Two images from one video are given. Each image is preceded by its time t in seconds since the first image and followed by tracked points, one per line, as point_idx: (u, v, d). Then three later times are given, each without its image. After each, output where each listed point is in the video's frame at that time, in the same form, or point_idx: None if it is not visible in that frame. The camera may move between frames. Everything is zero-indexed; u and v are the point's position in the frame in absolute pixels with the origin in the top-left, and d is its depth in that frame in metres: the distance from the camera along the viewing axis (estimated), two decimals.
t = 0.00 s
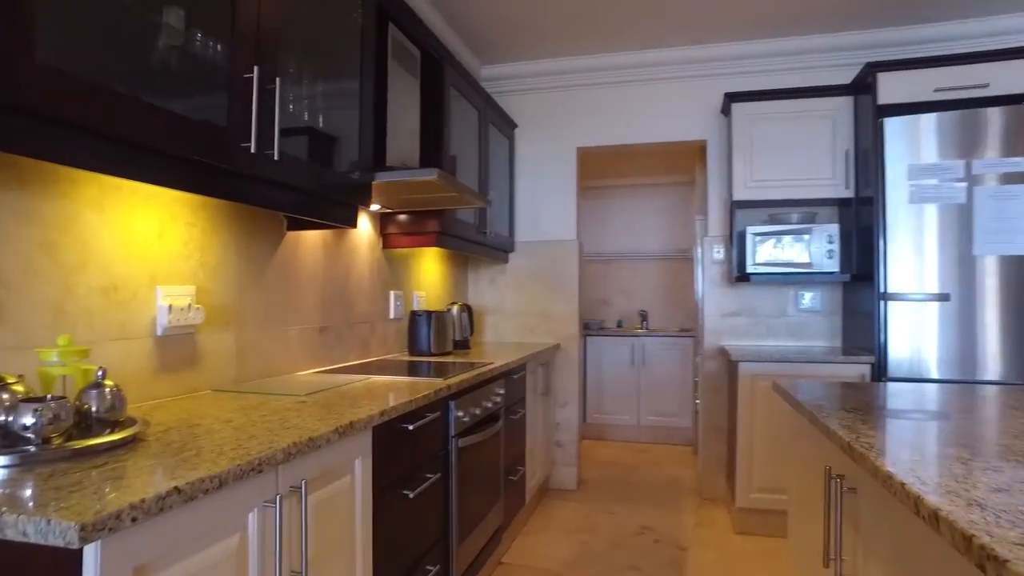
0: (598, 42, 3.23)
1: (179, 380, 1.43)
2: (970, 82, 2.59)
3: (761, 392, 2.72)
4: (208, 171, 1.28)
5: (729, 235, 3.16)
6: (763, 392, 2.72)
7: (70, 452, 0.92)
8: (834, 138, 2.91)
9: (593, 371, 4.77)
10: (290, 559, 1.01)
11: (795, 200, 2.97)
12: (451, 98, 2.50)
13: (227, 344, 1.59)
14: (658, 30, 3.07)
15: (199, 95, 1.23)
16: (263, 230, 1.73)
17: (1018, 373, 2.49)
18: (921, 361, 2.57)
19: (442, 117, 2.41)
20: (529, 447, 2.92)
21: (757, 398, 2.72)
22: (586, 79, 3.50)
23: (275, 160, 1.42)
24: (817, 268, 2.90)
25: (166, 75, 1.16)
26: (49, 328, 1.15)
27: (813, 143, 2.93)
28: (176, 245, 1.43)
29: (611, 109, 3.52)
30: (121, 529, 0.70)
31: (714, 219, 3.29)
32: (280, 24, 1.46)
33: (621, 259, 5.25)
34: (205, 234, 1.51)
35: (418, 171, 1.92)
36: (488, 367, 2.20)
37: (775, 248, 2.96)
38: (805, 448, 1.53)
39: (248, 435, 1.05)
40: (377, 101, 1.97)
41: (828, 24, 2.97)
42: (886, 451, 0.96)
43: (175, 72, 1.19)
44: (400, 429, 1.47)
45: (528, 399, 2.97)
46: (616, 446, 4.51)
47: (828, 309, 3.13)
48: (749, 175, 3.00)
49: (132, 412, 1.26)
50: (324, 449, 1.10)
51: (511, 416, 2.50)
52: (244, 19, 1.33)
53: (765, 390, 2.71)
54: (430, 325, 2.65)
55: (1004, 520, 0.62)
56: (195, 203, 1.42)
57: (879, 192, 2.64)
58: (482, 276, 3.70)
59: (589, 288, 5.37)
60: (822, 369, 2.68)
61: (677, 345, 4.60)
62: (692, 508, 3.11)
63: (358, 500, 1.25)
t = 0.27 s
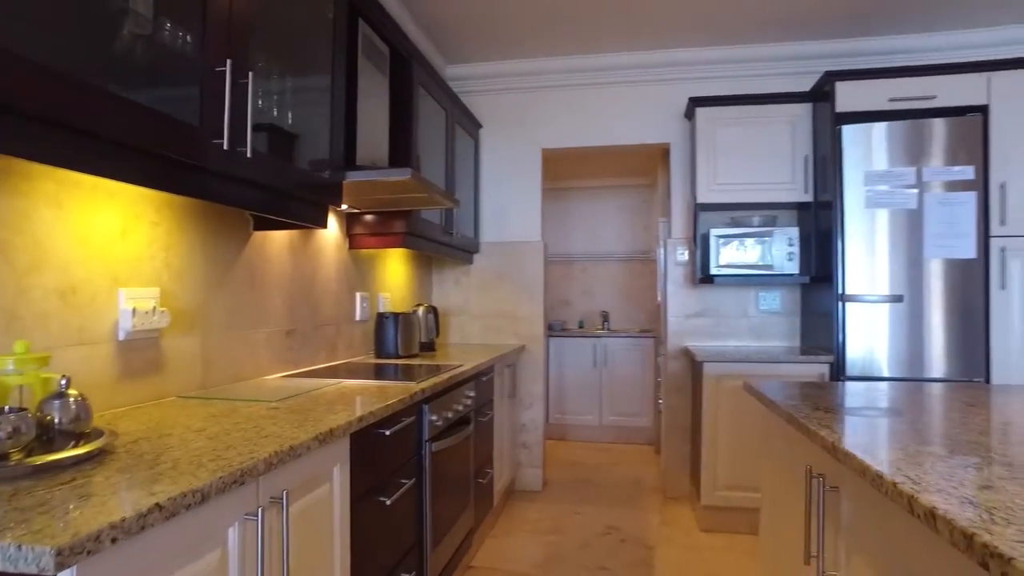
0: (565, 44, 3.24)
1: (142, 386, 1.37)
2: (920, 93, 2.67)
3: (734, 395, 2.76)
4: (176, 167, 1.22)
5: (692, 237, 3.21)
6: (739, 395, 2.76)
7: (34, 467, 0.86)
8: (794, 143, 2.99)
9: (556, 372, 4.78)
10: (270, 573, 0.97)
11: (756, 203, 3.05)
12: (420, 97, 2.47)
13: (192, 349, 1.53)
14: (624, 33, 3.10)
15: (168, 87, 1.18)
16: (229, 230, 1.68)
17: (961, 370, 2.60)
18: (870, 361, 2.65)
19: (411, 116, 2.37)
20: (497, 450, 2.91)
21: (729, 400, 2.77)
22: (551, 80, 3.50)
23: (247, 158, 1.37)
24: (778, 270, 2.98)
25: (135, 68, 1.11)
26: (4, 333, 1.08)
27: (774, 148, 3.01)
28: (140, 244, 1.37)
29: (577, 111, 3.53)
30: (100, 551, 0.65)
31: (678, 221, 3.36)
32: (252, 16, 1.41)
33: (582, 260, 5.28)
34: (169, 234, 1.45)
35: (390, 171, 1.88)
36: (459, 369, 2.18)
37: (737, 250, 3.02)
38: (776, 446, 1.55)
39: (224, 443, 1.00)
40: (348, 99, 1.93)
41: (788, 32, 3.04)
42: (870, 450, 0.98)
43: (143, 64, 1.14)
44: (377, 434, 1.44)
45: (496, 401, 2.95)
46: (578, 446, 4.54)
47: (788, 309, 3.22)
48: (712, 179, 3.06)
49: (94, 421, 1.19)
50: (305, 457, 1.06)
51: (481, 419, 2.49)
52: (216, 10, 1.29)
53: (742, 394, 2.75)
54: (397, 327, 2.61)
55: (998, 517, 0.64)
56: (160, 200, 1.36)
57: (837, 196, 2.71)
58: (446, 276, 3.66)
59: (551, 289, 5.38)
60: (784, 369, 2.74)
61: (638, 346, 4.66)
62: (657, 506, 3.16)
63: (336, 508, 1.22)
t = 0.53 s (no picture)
0: (532, 41, 3.22)
1: (96, 390, 1.29)
2: (879, 97, 2.72)
3: (705, 394, 2.79)
4: (135, 156, 1.15)
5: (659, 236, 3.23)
6: (711, 395, 2.79)
7: None
8: (759, 144, 3.04)
9: (522, 372, 4.77)
10: None
11: (721, 203, 3.09)
12: (387, 91, 2.41)
13: (150, 349, 1.45)
14: (592, 31, 3.09)
15: (128, 71, 1.11)
16: (190, 226, 1.61)
17: (916, 366, 2.66)
18: (830, 358, 2.70)
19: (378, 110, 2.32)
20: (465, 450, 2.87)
21: (700, 400, 2.79)
22: (518, 78, 3.47)
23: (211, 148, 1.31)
24: (743, 269, 3.02)
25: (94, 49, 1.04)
26: None
27: (739, 148, 3.05)
28: (94, 239, 1.29)
29: (544, 109, 3.51)
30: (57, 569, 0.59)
31: (644, 220, 3.39)
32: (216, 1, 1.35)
33: (548, 259, 5.28)
34: (126, 228, 1.38)
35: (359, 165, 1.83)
36: (429, 369, 2.14)
37: (703, 250, 3.05)
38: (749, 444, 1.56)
39: (189, 449, 0.94)
40: (315, 91, 1.87)
41: (752, 35, 3.09)
42: (851, 445, 0.98)
43: (102, 45, 1.07)
44: (347, 437, 1.39)
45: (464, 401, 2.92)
46: (545, 446, 4.53)
47: (752, 308, 3.28)
48: (679, 178, 3.08)
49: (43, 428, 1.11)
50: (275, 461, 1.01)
51: (450, 419, 2.45)
52: None
53: (713, 392, 2.79)
54: (364, 327, 2.55)
55: (990, 511, 0.64)
56: (116, 193, 1.28)
57: (801, 195, 2.75)
58: (412, 275, 3.60)
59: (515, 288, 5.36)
60: (750, 366, 2.78)
61: (603, 345, 4.67)
62: (625, 505, 3.17)
63: (306, 515, 1.17)
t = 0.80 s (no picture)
0: (508, 33, 3.16)
1: (42, 389, 1.19)
2: (853, 94, 2.73)
3: (686, 392, 2.77)
4: (86, 134, 1.06)
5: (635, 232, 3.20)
6: (692, 392, 2.77)
7: None
8: (735, 141, 3.03)
9: (495, 370, 4.71)
10: None
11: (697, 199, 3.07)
12: (359, 80, 2.33)
13: (103, 345, 1.36)
14: (568, 24, 3.04)
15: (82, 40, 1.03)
16: (148, 215, 1.51)
17: (887, 362, 2.67)
18: (805, 354, 2.70)
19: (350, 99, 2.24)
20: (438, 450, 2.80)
21: (681, 397, 2.77)
22: (493, 71, 3.41)
23: (171, 129, 1.22)
24: (719, 265, 3.00)
25: (49, 12, 0.95)
26: None
27: (715, 144, 3.04)
28: (41, 225, 1.20)
29: (519, 103, 3.45)
30: None
31: (620, 216, 3.36)
32: None
33: (521, 257, 5.22)
34: (77, 215, 1.28)
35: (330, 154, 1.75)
36: (403, 367, 2.06)
37: (679, 246, 3.03)
38: (734, 441, 1.52)
39: (142, 452, 0.86)
40: (283, 76, 1.79)
41: (728, 31, 3.08)
42: (847, 441, 0.95)
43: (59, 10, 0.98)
44: (318, 438, 1.32)
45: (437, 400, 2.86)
46: (518, 445, 4.48)
47: (728, 305, 3.28)
48: (655, 174, 3.06)
49: None
50: (239, 464, 0.93)
51: (424, 419, 2.38)
52: None
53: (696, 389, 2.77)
54: (334, 324, 2.46)
55: (1012, 507, 0.60)
56: (65, 175, 1.19)
57: (777, 191, 2.73)
58: (383, 271, 3.51)
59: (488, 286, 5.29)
60: (726, 363, 2.77)
61: (576, 343, 4.64)
62: (601, 504, 3.13)
63: (273, 521, 1.09)
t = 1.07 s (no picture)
0: (490, 22, 3.05)
1: None
2: (842, 88, 2.69)
3: (671, 391, 2.71)
4: (25, 108, 0.94)
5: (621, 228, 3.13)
6: (680, 391, 2.71)
7: None
8: (722, 135, 2.97)
9: (475, 370, 4.60)
10: None
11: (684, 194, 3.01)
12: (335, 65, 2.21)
13: (52, 346, 1.23)
14: (552, 14, 2.95)
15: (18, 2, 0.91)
16: (99, 201, 1.38)
17: (878, 361, 2.63)
18: (793, 352, 2.65)
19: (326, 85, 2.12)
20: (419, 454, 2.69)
21: (669, 397, 2.71)
22: (474, 62, 3.30)
23: (126, 105, 1.11)
24: (706, 261, 2.94)
25: None
26: None
27: (702, 138, 2.98)
28: None
29: (501, 95, 3.35)
30: None
31: (604, 212, 3.29)
32: None
33: (501, 254, 5.13)
34: (20, 200, 1.16)
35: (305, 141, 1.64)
36: (382, 367, 1.96)
37: (666, 242, 2.96)
38: (735, 444, 1.44)
39: (86, 468, 0.74)
40: (254, 57, 1.67)
41: (715, 23, 3.01)
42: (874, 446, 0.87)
43: None
44: (291, 445, 1.21)
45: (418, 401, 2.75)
46: (499, 447, 4.39)
47: (714, 303, 3.23)
48: (641, 168, 2.99)
49: None
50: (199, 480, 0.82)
51: (404, 421, 2.27)
52: None
53: (686, 387, 2.71)
54: (309, 323, 2.34)
55: None
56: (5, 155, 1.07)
57: (767, 185, 2.67)
58: (360, 268, 3.38)
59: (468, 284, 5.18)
60: (714, 362, 2.70)
61: (558, 342, 4.56)
62: (586, 508, 3.05)
63: (241, 540, 0.98)
